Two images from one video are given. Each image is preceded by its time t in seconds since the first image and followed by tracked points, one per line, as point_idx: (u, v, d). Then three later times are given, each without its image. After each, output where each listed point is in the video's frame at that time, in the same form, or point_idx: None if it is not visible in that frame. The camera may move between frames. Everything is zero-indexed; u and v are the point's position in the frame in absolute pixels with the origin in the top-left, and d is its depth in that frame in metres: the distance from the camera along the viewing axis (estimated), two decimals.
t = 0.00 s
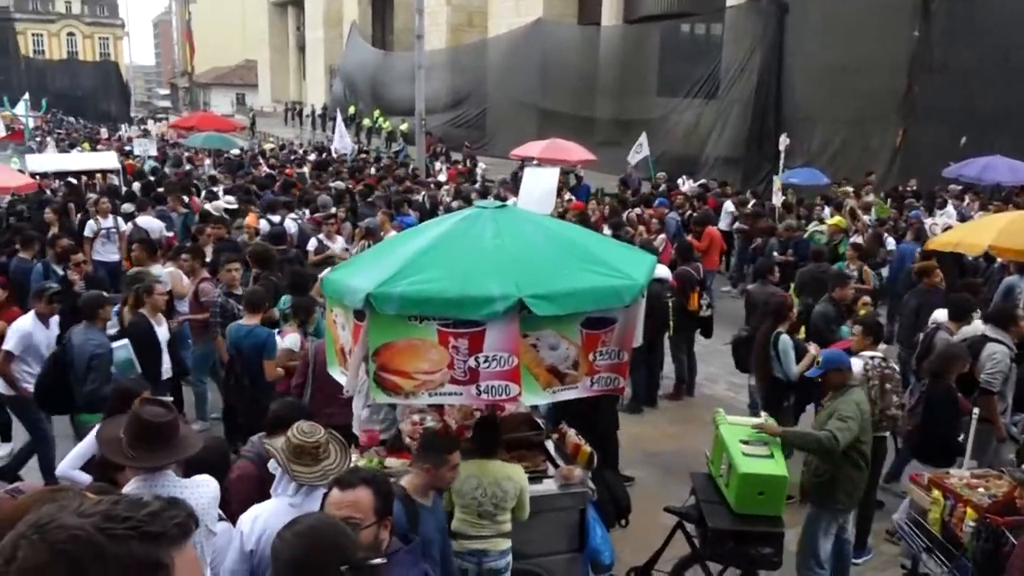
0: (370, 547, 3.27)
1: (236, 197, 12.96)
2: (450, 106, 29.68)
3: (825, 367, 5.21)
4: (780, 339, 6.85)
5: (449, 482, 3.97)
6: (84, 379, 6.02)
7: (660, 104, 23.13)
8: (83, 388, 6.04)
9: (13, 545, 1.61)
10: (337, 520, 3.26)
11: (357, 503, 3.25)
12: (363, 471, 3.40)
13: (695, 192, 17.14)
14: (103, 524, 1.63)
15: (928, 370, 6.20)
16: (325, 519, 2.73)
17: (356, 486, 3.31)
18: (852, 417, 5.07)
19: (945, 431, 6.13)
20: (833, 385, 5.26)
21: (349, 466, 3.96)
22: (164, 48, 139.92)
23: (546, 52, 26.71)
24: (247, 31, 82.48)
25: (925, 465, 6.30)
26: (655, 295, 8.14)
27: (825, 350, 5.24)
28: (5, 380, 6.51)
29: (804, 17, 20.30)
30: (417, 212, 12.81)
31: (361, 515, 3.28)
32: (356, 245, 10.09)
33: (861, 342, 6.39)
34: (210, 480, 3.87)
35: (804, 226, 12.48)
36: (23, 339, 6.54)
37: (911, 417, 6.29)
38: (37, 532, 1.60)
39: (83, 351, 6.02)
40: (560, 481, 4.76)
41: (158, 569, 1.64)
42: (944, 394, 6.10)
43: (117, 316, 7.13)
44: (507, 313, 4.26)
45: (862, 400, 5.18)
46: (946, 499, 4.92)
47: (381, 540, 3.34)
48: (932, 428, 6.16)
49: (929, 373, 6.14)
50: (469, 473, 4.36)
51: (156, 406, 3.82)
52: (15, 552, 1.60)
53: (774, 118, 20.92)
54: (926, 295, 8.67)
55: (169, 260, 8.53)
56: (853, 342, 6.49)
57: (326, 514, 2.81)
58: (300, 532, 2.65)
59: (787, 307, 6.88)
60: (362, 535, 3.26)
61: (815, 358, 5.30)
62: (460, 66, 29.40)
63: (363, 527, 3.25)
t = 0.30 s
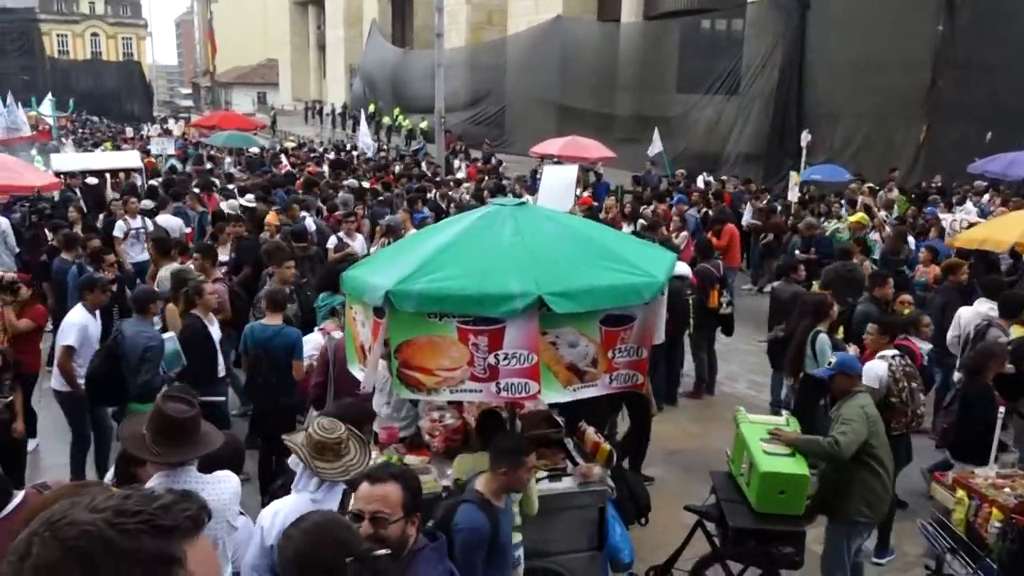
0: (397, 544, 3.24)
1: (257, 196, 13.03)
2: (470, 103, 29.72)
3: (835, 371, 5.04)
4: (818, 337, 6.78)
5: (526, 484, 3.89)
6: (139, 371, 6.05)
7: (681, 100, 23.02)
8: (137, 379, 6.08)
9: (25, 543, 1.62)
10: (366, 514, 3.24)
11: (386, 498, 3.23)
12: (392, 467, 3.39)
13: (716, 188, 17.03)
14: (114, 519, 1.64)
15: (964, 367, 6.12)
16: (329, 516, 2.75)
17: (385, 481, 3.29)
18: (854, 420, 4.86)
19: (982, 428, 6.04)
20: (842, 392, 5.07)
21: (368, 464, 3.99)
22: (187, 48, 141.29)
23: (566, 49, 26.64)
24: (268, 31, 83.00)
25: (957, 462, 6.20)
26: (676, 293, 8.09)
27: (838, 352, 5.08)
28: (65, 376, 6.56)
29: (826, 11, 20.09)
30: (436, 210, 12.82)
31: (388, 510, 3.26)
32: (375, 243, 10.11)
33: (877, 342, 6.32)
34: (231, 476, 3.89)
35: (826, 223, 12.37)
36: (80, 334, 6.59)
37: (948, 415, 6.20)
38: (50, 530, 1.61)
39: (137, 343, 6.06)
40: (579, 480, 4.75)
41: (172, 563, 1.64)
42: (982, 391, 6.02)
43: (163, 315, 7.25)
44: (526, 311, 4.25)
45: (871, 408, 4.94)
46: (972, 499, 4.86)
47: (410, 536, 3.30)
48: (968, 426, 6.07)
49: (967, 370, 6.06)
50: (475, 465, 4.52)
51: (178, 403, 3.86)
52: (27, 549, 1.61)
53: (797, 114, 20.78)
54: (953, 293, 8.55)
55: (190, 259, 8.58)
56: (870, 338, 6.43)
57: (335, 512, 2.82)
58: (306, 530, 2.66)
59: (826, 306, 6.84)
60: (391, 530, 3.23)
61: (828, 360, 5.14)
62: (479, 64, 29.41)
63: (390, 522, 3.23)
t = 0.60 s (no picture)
0: (420, 545, 3.24)
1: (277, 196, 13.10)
2: (491, 103, 29.80)
3: (841, 379, 4.90)
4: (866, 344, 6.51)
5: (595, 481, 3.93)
6: (198, 368, 6.17)
7: (702, 99, 22.88)
8: (196, 374, 6.20)
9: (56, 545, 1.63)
10: (389, 515, 3.23)
11: (410, 499, 3.22)
12: (415, 467, 3.38)
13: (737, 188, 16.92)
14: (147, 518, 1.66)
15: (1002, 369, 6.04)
16: (347, 517, 2.77)
17: (410, 482, 3.29)
18: (857, 423, 4.74)
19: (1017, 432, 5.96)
20: (844, 399, 4.94)
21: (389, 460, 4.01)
22: (211, 48, 142.62)
23: (587, 48, 26.56)
24: (290, 31, 83.49)
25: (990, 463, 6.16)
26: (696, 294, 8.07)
27: (844, 359, 4.96)
28: (122, 373, 6.64)
29: (849, 10, 20.00)
30: (456, 210, 12.84)
31: (412, 511, 3.25)
32: (396, 242, 10.15)
33: (888, 342, 6.13)
34: (254, 473, 3.91)
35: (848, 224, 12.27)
36: (133, 330, 6.65)
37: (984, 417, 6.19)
38: (83, 531, 1.62)
39: (196, 341, 6.15)
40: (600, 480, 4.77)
41: (202, 558, 1.67)
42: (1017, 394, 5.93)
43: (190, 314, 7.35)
44: (547, 310, 4.26)
45: (872, 411, 4.87)
46: (997, 502, 4.80)
47: (432, 537, 3.31)
48: (1004, 428, 6.01)
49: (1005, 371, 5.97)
50: (488, 464, 4.44)
51: (201, 399, 3.89)
52: (60, 551, 1.62)
53: (819, 113, 20.69)
54: (980, 295, 8.45)
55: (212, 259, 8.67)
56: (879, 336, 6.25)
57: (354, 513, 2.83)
58: (324, 530, 2.68)
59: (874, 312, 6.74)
60: (413, 532, 3.23)
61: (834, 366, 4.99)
62: (500, 63, 29.46)
63: (413, 524, 3.22)
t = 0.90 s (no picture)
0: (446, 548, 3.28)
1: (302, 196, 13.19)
2: (516, 103, 29.85)
3: (853, 387, 5.05)
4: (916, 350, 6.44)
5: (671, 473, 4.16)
6: (246, 360, 6.31)
7: (729, 101, 22.73)
8: (243, 368, 6.33)
9: (114, 542, 1.64)
10: (415, 519, 3.26)
11: (435, 503, 3.24)
12: (441, 471, 3.40)
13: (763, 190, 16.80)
14: (199, 520, 1.70)
15: None
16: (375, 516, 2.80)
17: (435, 485, 3.31)
18: (873, 427, 4.75)
19: None
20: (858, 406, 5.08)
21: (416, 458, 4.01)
22: (239, 48, 144.02)
23: (613, 49, 26.48)
24: (317, 31, 84.05)
25: None
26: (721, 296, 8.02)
27: (855, 370, 5.11)
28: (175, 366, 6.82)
29: (879, 11, 19.75)
30: (480, 210, 12.87)
31: (438, 516, 3.28)
32: (420, 242, 10.20)
33: (902, 343, 5.88)
34: (280, 470, 3.95)
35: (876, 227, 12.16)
36: (183, 326, 6.83)
37: None
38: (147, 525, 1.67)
39: (246, 334, 6.29)
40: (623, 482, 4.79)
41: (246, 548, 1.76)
42: None
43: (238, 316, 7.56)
44: (571, 311, 4.26)
45: (886, 416, 4.88)
46: None
47: (458, 540, 3.33)
48: None
49: None
50: (515, 465, 4.41)
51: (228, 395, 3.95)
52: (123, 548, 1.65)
53: (847, 115, 20.51)
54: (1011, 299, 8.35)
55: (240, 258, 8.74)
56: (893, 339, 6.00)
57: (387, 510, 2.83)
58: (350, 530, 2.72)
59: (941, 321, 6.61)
60: (440, 535, 3.27)
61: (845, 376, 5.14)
62: (526, 64, 29.46)
63: (440, 527, 3.26)
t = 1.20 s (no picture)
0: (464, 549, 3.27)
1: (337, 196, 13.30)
2: (550, 106, 29.86)
3: (885, 393, 5.11)
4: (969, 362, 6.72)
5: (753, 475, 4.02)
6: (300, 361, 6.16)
7: (766, 104, 22.50)
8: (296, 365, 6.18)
9: (136, 529, 1.85)
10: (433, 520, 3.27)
11: (454, 503, 3.25)
12: (466, 472, 3.40)
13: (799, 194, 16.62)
14: (218, 508, 1.96)
15: None
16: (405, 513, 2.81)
17: (457, 486, 3.32)
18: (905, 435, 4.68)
19: None
20: (888, 415, 5.11)
21: (450, 457, 4.00)
22: (276, 49, 145.84)
23: (648, 51, 26.33)
24: (354, 33, 84.80)
25: None
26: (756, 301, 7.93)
27: (889, 377, 5.16)
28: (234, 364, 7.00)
29: (920, 14, 19.41)
30: (513, 212, 12.87)
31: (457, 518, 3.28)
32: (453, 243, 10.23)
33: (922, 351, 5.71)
34: (313, 466, 3.98)
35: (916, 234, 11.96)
36: (243, 327, 7.05)
37: None
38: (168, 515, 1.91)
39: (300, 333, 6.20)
40: (654, 486, 4.84)
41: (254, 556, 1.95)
42: None
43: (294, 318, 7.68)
44: (604, 313, 4.26)
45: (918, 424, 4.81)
46: None
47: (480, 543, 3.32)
48: None
49: None
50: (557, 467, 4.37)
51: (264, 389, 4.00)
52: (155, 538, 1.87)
53: (886, 120, 20.10)
54: None
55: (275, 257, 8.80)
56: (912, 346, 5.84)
57: (425, 507, 2.82)
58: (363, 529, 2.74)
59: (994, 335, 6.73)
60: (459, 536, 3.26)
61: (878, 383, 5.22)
62: (561, 67, 29.43)
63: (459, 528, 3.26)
